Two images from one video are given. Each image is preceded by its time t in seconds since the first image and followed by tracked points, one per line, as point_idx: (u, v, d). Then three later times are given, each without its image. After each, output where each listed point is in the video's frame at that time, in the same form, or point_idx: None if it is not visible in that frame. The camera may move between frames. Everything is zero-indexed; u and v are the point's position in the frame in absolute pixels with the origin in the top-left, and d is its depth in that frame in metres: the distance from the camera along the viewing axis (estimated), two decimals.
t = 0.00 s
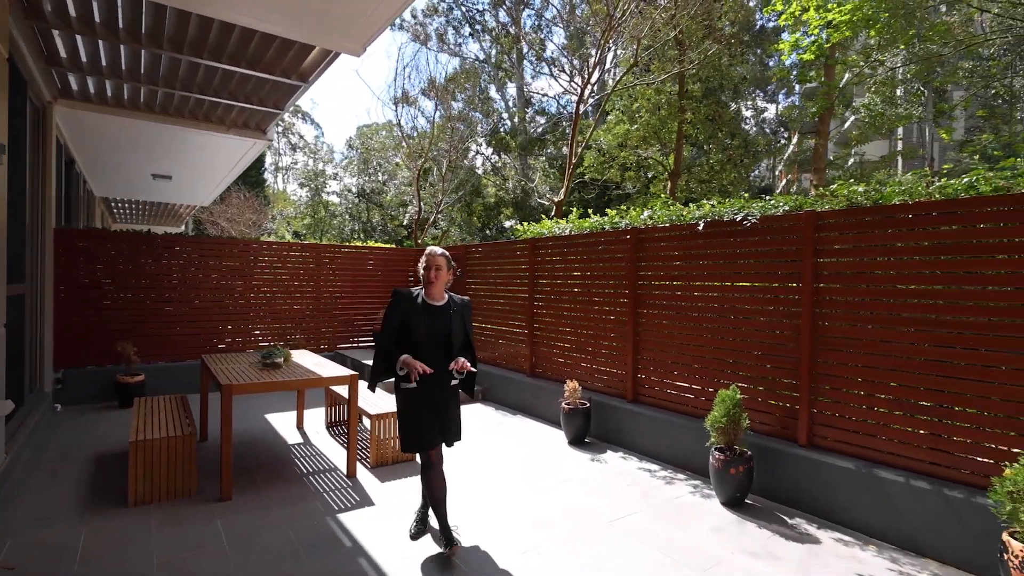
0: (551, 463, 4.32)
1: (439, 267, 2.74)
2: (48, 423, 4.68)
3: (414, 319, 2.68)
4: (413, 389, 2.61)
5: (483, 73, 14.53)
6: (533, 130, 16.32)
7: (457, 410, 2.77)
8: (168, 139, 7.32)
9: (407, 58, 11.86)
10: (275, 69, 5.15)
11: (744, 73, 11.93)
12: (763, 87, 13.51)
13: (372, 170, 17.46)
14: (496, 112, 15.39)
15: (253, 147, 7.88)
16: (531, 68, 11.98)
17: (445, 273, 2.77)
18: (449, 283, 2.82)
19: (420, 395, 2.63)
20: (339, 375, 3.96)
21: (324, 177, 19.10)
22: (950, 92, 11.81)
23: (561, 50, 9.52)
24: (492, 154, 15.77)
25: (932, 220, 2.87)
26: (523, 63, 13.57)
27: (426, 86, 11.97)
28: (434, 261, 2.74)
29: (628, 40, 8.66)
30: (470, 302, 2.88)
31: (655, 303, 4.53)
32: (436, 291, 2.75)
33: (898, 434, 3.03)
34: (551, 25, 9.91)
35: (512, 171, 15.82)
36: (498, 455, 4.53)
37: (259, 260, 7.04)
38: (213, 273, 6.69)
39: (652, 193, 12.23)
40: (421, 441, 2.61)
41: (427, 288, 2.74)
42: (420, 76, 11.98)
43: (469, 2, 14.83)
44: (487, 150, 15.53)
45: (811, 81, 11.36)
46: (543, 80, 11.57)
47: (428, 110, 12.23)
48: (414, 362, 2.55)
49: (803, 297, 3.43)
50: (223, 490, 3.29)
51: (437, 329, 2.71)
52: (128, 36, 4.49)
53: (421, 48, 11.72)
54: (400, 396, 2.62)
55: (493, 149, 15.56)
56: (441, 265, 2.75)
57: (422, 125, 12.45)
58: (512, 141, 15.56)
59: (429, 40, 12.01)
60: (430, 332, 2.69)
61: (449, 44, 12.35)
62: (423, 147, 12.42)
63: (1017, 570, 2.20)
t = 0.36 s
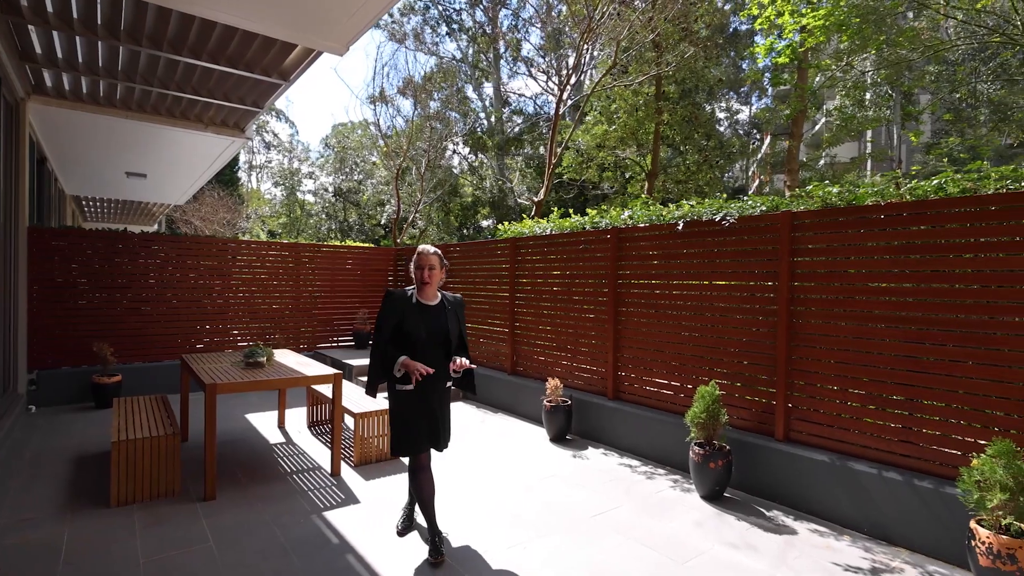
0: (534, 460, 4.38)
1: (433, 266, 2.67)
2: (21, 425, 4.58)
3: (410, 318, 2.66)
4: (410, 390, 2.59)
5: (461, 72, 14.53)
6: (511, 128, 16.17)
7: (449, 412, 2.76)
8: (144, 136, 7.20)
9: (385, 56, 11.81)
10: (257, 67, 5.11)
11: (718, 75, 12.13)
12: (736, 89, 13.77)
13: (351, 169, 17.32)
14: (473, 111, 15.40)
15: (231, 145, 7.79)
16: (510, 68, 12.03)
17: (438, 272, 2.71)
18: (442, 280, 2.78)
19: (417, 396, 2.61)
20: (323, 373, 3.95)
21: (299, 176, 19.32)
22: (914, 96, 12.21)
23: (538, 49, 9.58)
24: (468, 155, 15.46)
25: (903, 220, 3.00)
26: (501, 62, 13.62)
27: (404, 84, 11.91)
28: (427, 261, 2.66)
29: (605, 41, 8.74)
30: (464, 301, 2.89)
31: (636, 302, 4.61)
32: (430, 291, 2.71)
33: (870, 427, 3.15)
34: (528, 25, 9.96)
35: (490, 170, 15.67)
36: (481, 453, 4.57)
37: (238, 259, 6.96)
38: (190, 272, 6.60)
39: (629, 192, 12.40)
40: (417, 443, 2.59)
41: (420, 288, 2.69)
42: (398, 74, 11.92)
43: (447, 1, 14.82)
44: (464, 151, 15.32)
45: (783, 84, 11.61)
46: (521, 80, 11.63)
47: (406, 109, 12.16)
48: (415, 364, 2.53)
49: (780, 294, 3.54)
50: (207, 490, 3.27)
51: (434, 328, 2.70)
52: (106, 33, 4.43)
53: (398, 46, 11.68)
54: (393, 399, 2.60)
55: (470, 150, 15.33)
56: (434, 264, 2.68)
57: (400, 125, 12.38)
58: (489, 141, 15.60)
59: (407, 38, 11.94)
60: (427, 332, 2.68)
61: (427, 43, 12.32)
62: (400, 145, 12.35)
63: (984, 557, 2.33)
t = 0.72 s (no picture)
0: (523, 457, 4.41)
1: (431, 260, 2.69)
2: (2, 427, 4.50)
3: (411, 314, 2.63)
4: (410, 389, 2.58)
5: (446, 71, 14.52)
6: (496, 128, 16.35)
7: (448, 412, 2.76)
8: (128, 134, 7.11)
9: (370, 55, 11.76)
10: (244, 65, 5.08)
11: (700, 76, 12.26)
12: (718, 91, 13.93)
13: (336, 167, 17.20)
14: (458, 110, 15.40)
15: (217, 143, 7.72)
16: (495, 68, 12.04)
17: (437, 266, 2.72)
18: (440, 276, 2.79)
19: (418, 396, 2.59)
20: (313, 372, 3.94)
21: (282, 175, 19.01)
22: (892, 98, 12.46)
23: (523, 49, 9.61)
24: (454, 154, 15.60)
25: (884, 219, 3.07)
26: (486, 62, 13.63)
27: (388, 83, 11.85)
28: (426, 254, 2.68)
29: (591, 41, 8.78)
30: (464, 295, 2.89)
31: (623, 300, 4.66)
32: (430, 286, 2.71)
33: (853, 422, 3.22)
34: (512, 25, 9.99)
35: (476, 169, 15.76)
36: (470, 450, 4.59)
37: (223, 258, 6.90)
38: (175, 271, 6.53)
39: (615, 192, 12.48)
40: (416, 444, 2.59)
41: (419, 283, 2.69)
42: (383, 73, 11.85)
43: None
44: (450, 150, 15.40)
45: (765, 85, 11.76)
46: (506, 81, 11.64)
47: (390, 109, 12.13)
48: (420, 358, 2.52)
49: (765, 292, 3.60)
50: (197, 489, 3.26)
51: (435, 324, 2.69)
52: (91, 29, 4.39)
53: (383, 45, 11.63)
54: (393, 398, 2.59)
55: (456, 148, 15.45)
56: (433, 258, 2.70)
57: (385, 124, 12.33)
58: (473, 140, 15.59)
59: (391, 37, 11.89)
60: (429, 327, 2.67)
61: (412, 42, 12.27)
62: (386, 144, 12.29)
63: (964, 545, 2.41)
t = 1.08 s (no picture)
0: (519, 454, 4.44)
1: (435, 255, 2.71)
2: None
3: (412, 308, 2.65)
4: (412, 386, 2.60)
5: (439, 71, 14.53)
6: (489, 128, 16.40)
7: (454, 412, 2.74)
8: (121, 132, 7.06)
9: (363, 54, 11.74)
10: (240, 63, 5.08)
11: (693, 77, 12.35)
12: (710, 91, 14.04)
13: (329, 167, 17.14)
14: (452, 110, 15.40)
15: (210, 142, 7.69)
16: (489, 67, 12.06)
17: (441, 261, 2.75)
18: (444, 272, 2.81)
19: (420, 394, 2.60)
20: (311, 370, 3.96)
21: (274, 174, 18.87)
22: (881, 100, 12.60)
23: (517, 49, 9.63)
24: (447, 153, 15.60)
25: (875, 217, 3.13)
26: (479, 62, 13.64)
27: (381, 82, 11.81)
28: (430, 249, 2.71)
29: (585, 41, 8.81)
30: (470, 293, 2.89)
31: (618, 298, 4.71)
32: (434, 282, 2.74)
33: (844, 417, 3.28)
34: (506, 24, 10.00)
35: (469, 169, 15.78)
36: (466, 448, 4.61)
37: (218, 257, 6.88)
38: (170, 270, 6.50)
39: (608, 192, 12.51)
40: (419, 442, 2.59)
41: (423, 278, 2.71)
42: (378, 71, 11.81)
43: None
44: (443, 149, 15.40)
45: (757, 86, 11.85)
46: (500, 79, 11.66)
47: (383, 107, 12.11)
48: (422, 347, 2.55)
49: (758, 289, 3.65)
50: (195, 486, 3.27)
51: (437, 319, 2.69)
52: (86, 26, 4.38)
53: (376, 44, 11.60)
54: (396, 395, 2.61)
55: (449, 147, 15.46)
56: (437, 253, 2.73)
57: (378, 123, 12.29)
58: (466, 140, 15.59)
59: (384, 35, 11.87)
60: (432, 323, 2.68)
61: (405, 41, 12.27)
62: (380, 143, 12.27)
63: (953, 536, 2.46)
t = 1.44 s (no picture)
0: (519, 451, 4.47)
1: (439, 251, 2.73)
2: None
3: (412, 303, 2.67)
4: (411, 382, 2.63)
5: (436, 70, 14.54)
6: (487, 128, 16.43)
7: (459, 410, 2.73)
8: (120, 131, 7.06)
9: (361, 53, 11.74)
10: (240, 62, 5.09)
11: (690, 77, 12.39)
12: (708, 91, 14.07)
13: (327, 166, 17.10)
14: (450, 109, 15.40)
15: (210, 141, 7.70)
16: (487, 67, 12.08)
17: (444, 258, 2.76)
18: (448, 269, 2.83)
19: (419, 390, 2.62)
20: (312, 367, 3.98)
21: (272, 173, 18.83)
22: (877, 100, 12.66)
23: (515, 49, 9.64)
24: (445, 152, 15.60)
25: (872, 215, 3.16)
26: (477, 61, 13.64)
27: (379, 81, 11.80)
28: (433, 245, 2.73)
29: (583, 41, 8.82)
30: (477, 290, 2.87)
31: (617, 295, 4.74)
32: (438, 279, 2.75)
33: (840, 413, 3.32)
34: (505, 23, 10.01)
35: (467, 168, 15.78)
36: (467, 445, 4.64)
37: (217, 255, 6.88)
38: (169, 268, 6.51)
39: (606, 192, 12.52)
40: (417, 440, 2.61)
41: (427, 275, 2.72)
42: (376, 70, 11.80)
43: None
44: (440, 148, 15.39)
45: (754, 86, 11.88)
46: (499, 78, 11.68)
47: (381, 107, 12.11)
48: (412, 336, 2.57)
49: (756, 287, 3.68)
50: (197, 483, 3.28)
51: (437, 314, 2.68)
52: (87, 25, 4.39)
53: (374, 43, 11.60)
54: (397, 390, 2.65)
55: (447, 147, 15.45)
56: (440, 249, 2.75)
57: (377, 122, 12.29)
58: (464, 139, 15.58)
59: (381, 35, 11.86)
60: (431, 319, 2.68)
61: (403, 41, 12.28)
62: (378, 143, 12.26)
63: (948, 529, 2.50)
